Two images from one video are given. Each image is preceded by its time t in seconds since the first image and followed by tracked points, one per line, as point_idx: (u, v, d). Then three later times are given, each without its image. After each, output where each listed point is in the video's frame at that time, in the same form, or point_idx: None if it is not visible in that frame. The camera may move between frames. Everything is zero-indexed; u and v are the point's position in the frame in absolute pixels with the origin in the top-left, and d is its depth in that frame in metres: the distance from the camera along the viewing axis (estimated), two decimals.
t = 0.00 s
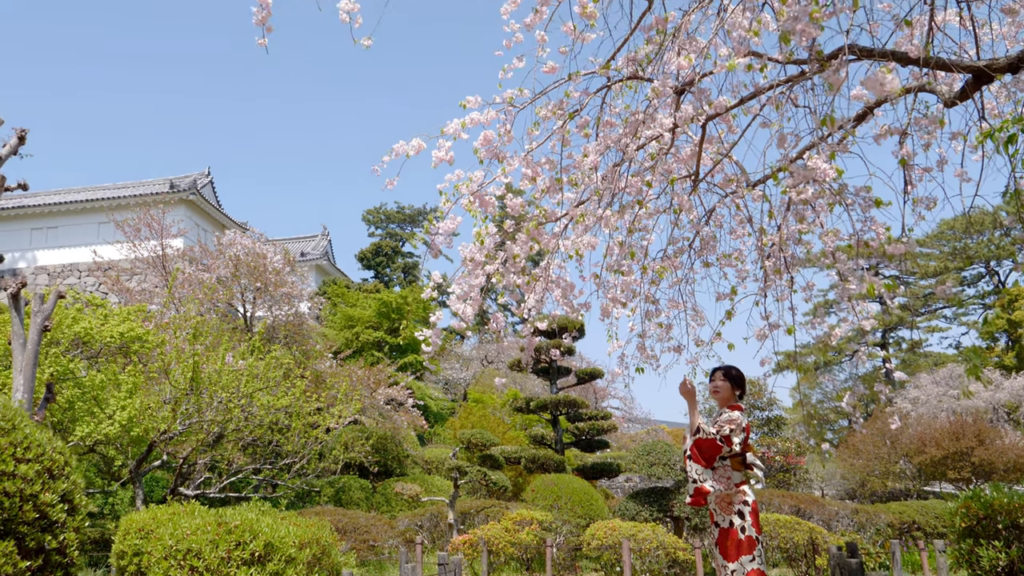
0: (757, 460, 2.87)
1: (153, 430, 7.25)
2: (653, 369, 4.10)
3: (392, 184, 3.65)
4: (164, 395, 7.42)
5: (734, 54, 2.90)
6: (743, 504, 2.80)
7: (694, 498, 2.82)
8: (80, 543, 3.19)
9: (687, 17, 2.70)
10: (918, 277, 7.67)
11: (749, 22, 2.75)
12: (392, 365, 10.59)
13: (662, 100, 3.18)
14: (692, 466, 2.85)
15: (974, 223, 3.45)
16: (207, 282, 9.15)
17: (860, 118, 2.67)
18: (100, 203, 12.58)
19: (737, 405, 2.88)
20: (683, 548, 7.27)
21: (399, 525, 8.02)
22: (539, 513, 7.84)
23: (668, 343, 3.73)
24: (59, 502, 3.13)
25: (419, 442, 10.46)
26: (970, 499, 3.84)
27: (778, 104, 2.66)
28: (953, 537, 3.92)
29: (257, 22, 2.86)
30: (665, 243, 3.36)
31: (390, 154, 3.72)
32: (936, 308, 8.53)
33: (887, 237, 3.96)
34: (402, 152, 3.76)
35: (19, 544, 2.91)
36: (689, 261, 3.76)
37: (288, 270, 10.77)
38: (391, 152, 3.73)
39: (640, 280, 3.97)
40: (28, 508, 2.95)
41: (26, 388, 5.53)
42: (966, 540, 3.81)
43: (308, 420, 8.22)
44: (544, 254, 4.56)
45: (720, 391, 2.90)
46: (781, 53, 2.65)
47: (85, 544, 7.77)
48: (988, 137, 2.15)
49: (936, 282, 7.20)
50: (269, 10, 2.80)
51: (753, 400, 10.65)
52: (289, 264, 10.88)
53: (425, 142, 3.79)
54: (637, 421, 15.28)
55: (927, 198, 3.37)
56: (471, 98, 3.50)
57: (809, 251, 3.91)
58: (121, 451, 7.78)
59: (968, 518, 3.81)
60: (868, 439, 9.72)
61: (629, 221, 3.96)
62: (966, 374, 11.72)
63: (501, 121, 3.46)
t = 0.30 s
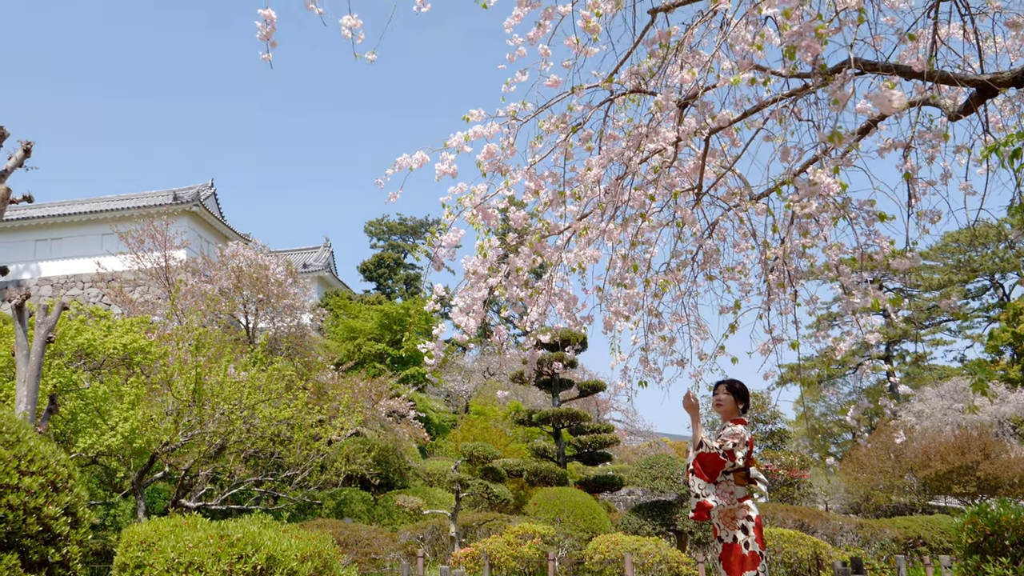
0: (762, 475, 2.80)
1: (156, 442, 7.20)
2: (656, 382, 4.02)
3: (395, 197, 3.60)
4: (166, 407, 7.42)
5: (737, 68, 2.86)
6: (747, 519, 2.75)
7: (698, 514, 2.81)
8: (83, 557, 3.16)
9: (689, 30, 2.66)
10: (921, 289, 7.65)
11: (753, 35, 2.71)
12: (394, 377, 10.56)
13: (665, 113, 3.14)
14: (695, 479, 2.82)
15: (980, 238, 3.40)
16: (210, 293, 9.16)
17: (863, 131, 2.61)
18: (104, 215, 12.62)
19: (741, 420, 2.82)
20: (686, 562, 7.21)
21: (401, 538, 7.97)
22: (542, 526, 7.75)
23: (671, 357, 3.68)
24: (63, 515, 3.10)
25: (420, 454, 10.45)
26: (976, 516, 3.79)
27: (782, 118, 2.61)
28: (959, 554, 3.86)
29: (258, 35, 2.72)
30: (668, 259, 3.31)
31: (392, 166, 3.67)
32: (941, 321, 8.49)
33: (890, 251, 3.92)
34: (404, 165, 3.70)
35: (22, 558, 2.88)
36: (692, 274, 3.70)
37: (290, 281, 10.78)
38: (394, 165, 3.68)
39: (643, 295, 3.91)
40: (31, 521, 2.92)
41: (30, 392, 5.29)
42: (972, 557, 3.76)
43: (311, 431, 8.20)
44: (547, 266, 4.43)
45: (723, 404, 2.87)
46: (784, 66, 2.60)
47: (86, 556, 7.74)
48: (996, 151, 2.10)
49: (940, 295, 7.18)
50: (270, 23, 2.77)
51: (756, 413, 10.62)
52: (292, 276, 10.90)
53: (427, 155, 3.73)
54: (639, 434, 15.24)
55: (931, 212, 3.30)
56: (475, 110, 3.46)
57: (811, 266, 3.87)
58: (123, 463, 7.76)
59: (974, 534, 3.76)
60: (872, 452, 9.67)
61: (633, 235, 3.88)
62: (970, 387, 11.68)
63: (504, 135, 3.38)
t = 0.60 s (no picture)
0: (765, 488, 2.80)
1: (160, 455, 7.18)
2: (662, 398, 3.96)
3: (400, 212, 3.53)
4: (171, 420, 7.41)
5: (742, 84, 2.84)
6: (754, 535, 2.73)
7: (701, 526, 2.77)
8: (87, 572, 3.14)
9: (695, 45, 2.64)
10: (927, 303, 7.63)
11: (758, 51, 2.69)
12: (399, 391, 10.55)
13: (669, 128, 3.12)
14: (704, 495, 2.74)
15: (988, 255, 3.36)
16: (216, 306, 9.17)
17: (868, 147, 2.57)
18: (109, 228, 12.66)
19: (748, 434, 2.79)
20: None
21: (405, 552, 7.93)
22: (547, 541, 7.59)
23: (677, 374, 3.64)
24: (68, 530, 3.09)
25: (425, 467, 10.44)
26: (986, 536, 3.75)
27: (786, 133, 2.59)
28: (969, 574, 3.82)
29: (273, 54, 2.87)
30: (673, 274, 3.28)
31: (398, 181, 3.60)
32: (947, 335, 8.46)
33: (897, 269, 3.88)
34: (410, 179, 3.63)
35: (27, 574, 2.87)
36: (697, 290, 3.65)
37: (295, 294, 10.79)
38: (400, 179, 3.61)
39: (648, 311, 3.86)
40: (37, 536, 2.91)
41: (41, 400, 4.95)
42: None
43: (316, 445, 8.19)
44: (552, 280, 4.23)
45: (729, 419, 2.79)
46: (788, 83, 2.59)
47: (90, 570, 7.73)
48: (1000, 168, 2.07)
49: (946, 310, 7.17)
50: (281, 41, 2.84)
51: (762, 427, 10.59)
52: (297, 289, 10.91)
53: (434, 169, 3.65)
54: (644, 447, 15.21)
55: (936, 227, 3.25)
56: (482, 124, 3.40)
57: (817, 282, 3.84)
58: (128, 476, 7.74)
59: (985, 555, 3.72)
60: (879, 467, 9.62)
61: (638, 250, 3.84)
62: (977, 401, 11.62)
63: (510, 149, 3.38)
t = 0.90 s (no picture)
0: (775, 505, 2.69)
1: (164, 467, 7.12)
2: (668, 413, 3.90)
3: (404, 224, 3.47)
4: (175, 431, 7.36)
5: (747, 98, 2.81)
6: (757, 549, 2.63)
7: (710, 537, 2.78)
8: None
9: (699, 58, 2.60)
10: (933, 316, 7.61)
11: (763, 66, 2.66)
12: (404, 402, 10.53)
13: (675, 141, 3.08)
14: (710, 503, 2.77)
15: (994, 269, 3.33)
16: (221, 317, 9.17)
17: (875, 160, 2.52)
18: (115, 238, 12.69)
19: (753, 448, 2.74)
20: None
21: (410, 565, 7.88)
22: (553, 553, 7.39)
23: (683, 389, 3.60)
24: (71, 543, 3.09)
25: (429, 479, 10.43)
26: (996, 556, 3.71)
27: (792, 148, 2.55)
28: None
29: (282, 68, 2.81)
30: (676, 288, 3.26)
31: (403, 192, 3.54)
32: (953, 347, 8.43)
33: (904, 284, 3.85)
34: (415, 191, 3.56)
35: None
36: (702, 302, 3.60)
37: (300, 305, 10.80)
38: (405, 191, 3.55)
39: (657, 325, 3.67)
40: (41, 549, 2.91)
41: (45, 411, 4.72)
42: None
43: (321, 457, 8.16)
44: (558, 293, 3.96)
45: (736, 432, 2.74)
46: (794, 97, 2.55)
47: None
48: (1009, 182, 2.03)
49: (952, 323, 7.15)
50: (289, 54, 2.79)
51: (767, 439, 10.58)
52: (302, 300, 10.92)
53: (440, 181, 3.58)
54: (649, 459, 15.18)
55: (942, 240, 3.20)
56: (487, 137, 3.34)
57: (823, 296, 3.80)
58: (132, 487, 7.72)
59: None
60: (885, 480, 9.59)
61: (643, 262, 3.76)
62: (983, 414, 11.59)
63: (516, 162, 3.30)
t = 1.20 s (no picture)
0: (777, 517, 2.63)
1: (168, 479, 7.05)
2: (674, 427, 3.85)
3: (408, 237, 3.44)
4: (180, 443, 7.28)
5: (751, 112, 2.78)
6: (764, 563, 2.52)
7: (713, 552, 2.62)
8: None
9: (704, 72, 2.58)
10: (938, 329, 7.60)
11: (767, 79, 2.63)
12: (409, 414, 10.52)
13: (680, 155, 3.05)
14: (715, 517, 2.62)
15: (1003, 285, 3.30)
16: (226, 328, 9.18)
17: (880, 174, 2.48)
18: (120, 250, 12.73)
19: (758, 460, 2.64)
20: None
21: None
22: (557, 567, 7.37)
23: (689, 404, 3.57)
24: (75, 557, 3.09)
25: (434, 492, 10.43)
26: None
27: (797, 162, 2.52)
28: None
29: (285, 81, 2.78)
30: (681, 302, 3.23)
31: (408, 206, 3.51)
32: (959, 359, 8.41)
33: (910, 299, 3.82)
34: (420, 204, 3.53)
35: None
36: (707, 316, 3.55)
37: (305, 317, 10.82)
38: (409, 204, 3.52)
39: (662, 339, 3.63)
40: (44, 564, 2.91)
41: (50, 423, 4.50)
42: None
43: (325, 469, 8.15)
44: (563, 305, 3.87)
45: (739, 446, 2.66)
46: (798, 110, 2.53)
47: None
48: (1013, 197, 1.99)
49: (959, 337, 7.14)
50: (291, 67, 2.76)
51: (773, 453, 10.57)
52: (307, 312, 10.94)
53: (445, 194, 3.54)
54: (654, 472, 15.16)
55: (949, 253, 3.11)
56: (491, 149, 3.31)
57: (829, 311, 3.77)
58: (136, 500, 7.72)
59: None
60: (891, 493, 9.56)
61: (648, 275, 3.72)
62: (990, 427, 11.56)
63: (520, 174, 3.27)
